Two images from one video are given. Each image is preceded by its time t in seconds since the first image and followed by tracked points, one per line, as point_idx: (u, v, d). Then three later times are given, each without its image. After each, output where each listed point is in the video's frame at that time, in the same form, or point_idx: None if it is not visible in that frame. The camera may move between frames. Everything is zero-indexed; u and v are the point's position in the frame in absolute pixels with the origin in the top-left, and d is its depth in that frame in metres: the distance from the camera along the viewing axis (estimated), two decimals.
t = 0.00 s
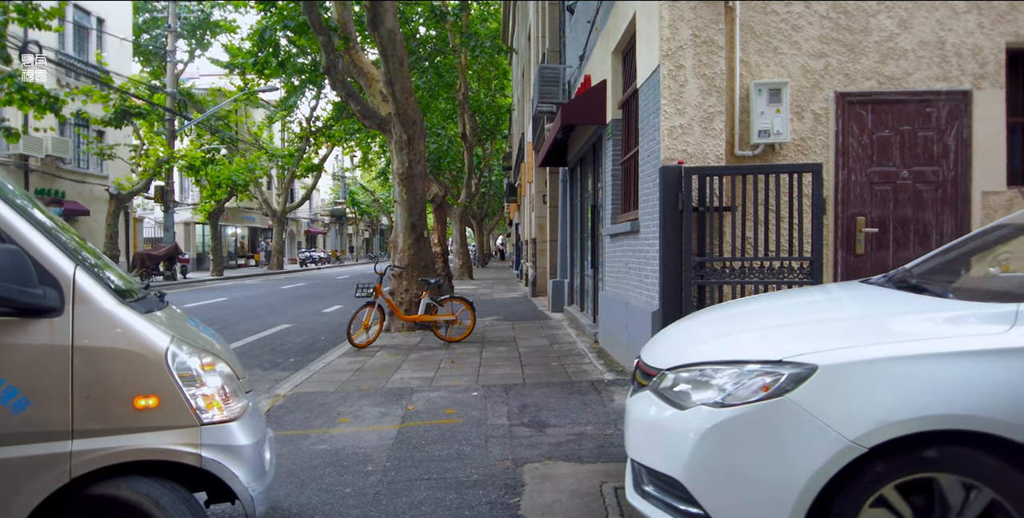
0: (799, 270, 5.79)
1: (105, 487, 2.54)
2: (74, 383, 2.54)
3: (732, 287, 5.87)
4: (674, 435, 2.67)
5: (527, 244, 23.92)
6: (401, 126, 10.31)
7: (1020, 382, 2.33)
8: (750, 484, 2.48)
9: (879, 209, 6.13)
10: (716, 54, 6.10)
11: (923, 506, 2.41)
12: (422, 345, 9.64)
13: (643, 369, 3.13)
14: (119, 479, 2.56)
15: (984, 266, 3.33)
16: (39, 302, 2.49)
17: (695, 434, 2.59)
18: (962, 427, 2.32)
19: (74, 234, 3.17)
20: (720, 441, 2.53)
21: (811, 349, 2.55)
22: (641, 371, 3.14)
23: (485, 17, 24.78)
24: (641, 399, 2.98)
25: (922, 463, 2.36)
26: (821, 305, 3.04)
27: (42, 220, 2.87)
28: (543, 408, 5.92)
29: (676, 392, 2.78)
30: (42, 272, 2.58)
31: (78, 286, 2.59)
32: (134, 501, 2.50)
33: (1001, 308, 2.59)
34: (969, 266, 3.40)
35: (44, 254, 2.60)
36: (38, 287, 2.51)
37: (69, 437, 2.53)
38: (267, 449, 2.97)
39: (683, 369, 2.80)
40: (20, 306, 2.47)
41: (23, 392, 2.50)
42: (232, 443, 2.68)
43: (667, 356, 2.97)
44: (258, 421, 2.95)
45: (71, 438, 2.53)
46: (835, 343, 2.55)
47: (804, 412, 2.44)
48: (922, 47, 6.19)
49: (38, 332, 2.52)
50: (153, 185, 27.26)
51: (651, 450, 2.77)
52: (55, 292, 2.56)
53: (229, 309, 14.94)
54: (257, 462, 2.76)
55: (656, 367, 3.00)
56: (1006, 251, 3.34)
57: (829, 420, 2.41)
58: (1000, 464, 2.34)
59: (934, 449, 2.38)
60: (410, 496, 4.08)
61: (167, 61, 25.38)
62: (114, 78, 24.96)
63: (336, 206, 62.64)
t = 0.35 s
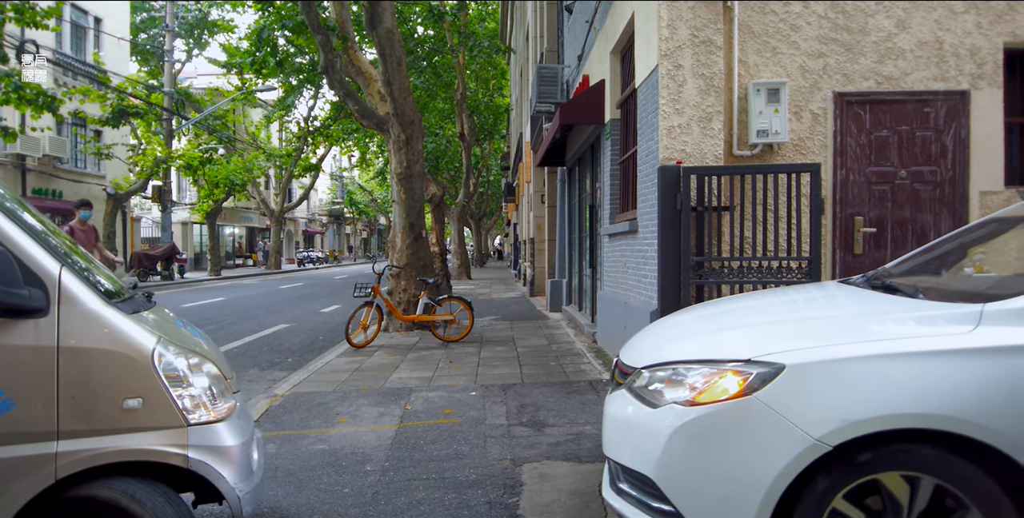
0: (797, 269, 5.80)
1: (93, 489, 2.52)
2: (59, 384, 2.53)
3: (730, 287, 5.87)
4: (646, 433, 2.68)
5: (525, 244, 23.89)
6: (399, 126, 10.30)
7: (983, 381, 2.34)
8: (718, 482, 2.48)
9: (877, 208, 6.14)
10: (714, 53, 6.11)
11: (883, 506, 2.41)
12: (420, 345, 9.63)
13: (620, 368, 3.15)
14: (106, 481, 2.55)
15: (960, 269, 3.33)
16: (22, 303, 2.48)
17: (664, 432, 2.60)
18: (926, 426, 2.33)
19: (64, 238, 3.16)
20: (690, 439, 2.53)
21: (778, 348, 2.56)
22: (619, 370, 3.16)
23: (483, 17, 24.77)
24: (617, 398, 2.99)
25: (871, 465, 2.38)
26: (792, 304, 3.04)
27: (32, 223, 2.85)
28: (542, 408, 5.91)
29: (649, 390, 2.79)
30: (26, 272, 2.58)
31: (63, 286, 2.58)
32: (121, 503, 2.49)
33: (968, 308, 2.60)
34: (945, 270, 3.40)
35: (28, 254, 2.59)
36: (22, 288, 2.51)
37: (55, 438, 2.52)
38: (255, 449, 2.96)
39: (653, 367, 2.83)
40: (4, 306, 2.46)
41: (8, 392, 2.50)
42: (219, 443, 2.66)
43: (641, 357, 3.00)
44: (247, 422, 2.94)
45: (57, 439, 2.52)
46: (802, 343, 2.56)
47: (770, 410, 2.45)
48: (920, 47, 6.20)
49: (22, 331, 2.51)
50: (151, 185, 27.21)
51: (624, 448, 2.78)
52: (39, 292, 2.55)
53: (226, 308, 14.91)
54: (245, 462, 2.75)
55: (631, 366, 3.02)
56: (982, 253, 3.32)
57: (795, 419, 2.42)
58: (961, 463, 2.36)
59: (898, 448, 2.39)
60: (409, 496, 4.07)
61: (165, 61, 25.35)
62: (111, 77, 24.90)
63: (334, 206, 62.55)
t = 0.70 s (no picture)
0: (795, 269, 5.81)
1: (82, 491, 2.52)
2: (47, 385, 2.52)
3: (729, 287, 5.86)
4: (625, 431, 2.70)
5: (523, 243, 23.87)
6: (397, 125, 10.28)
7: (955, 381, 2.36)
8: (693, 480, 2.50)
9: (875, 208, 6.14)
10: (712, 53, 6.11)
11: (850, 508, 2.44)
12: (418, 345, 9.61)
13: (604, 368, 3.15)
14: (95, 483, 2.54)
15: (942, 269, 3.31)
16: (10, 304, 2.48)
17: (643, 430, 2.62)
18: (897, 425, 2.35)
19: (56, 242, 3.15)
20: (667, 437, 2.56)
21: (755, 348, 2.58)
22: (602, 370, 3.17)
23: (481, 17, 24.77)
24: (598, 398, 3.00)
25: (825, 474, 2.41)
26: (776, 304, 3.05)
27: (23, 227, 2.84)
28: (540, 408, 5.91)
29: (629, 390, 2.81)
30: (14, 274, 2.57)
31: (51, 286, 2.58)
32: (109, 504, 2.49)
33: (942, 308, 2.61)
34: (926, 270, 3.39)
35: (17, 256, 2.59)
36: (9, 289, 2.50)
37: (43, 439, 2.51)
38: (244, 450, 2.95)
39: (634, 366, 2.84)
40: None
41: None
42: (208, 444, 2.65)
43: (621, 357, 3.01)
44: (236, 423, 2.93)
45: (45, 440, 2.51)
46: (779, 344, 2.57)
47: (744, 409, 2.47)
48: (917, 47, 6.20)
49: (10, 332, 2.50)
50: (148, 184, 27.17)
51: (605, 447, 2.80)
52: (27, 293, 2.55)
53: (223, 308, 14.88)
54: (233, 463, 2.75)
55: (613, 365, 3.03)
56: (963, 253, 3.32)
57: (769, 418, 2.44)
58: (933, 463, 2.38)
59: (870, 447, 2.41)
60: (407, 496, 4.07)
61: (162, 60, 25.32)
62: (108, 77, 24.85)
63: (331, 206, 62.48)
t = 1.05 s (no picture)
0: (795, 269, 5.81)
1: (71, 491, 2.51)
2: (35, 387, 2.51)
3: (728, 287, 5.85)
4: (605, 430, 2.70)
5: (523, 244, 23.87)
6: (397, 125, 10.27)
7: (927, 380, 2.37)
8: (671, 480, 2.50)
9: (875, 207, 6.14)
10: (712, 53, 6.10)
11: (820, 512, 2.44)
12: (417, 345, 9.60)
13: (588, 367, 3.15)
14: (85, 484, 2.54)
15: (921, 270, 3.31)
16: None
17: (623, 429, 2.62)
18: (871, 425, 2.35)
19: (49, 246, 3.15)
20: (645, 436, 2.55)
21: (732, 349, 2.58)
22: (586, 369, 3.17)
23: (481, 17, 24.76)
24: (581, 398, 3.00)
25: (784, 485, 2.41)
26: (765, 304, 3.05)
27: (15, 231, 2.85)
28: (539, 408, 5.91)
29: (611, 389, 2.80)
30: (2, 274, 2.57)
31: (40, 287, 2.57)
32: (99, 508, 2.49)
33: (916, 308, 2.62)
34: (908, 270, 3.38)
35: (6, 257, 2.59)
36: None
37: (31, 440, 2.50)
38: (233, 451, 2.95)
39: (614, 366, 2.85)
40: None
41: None
42: (198, 445, 2.65)
43: (603, 357, 3.01)
44: (225, 424, 2.92)
45: (33, 441, 2.50)
46: (755, 344, 2.58)
47: (720, 409, 2.47)
48: (917, 47, 6.20)
49: None
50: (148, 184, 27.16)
51: (586, 446, 2.80)
52: (16, 294, 2.54)
53: (223, 308, 14.86)
54: (223, 464, 2.74)
55: (596, 364, 3.03)
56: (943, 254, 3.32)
57: (744, 417, 2.44)
58: (906, 462, 2.39)
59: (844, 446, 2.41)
60: (407, 496, 4.07)
61: (162, 60, 25.31)
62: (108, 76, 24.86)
63: (331, 206, 62.45)
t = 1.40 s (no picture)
0: (798, 270, 5.82)
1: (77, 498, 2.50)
2: (23, 389, 2.52)
3: (731, 287, 5.85)
4: (589, 429, 2.70)
5: (525, 243, 23.85)
6: (399, 125, 10.27)
7: (907, 381, 2.36)
8: (652, 480, 2.50)
9: (878, 207, 6.14)
10: (714, 53, 6.09)
11: None
12: (419, 345, 9.60)
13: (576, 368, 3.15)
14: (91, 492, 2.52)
15: (908, 270, 3.28)
16: None
17: (606, 429, 2.62)
18: (851, 425, 2.35)
19: (44, 251, 3.15)
20: (629, 436, 2.55)
21: (715, 349, 2.58)
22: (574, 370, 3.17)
23: (483, 17, 24.75)
24: (568, 397, 2.99)
25: (749, 501, 2.41)
26: (755, 304, 3.05)
27: (9, 236, 2.86)
28: (542, 408, 5.91)
29: (596, 389, 2.80)
30: None
31: (28, 289, 2.57)
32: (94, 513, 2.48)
33: (898, 308, 2.62)
34: (898, 270, 3.35)
35: None
36: None
37: (19, 442, 2.50)
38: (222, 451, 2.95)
39: (600, 366, 2.85)
40: None
41: None
42: (186, 447, 2.65)
43: (590, 358, 3.01)
44: (214, 424, 2.93)
45: (21, 442, 2.51)
46: (738, 344, 2.58)
47: (701, 408, 2.47)
48: (920, 46, 6.19)
49: None
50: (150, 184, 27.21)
51: (571, 446, 2.80)
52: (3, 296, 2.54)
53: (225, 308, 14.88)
54: (211, 466, 2.73)
55: (583, 364, 3.03)
56: (931, 256, 3.29)
57: (724, 417, 2.43)
58: (885, 461, 2.39)
59: (823, 446, 2.41)
60: (410, 496, 4.07)
61: (164, 60, 25.34)
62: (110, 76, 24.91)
63: (333, 205, 62.51)
